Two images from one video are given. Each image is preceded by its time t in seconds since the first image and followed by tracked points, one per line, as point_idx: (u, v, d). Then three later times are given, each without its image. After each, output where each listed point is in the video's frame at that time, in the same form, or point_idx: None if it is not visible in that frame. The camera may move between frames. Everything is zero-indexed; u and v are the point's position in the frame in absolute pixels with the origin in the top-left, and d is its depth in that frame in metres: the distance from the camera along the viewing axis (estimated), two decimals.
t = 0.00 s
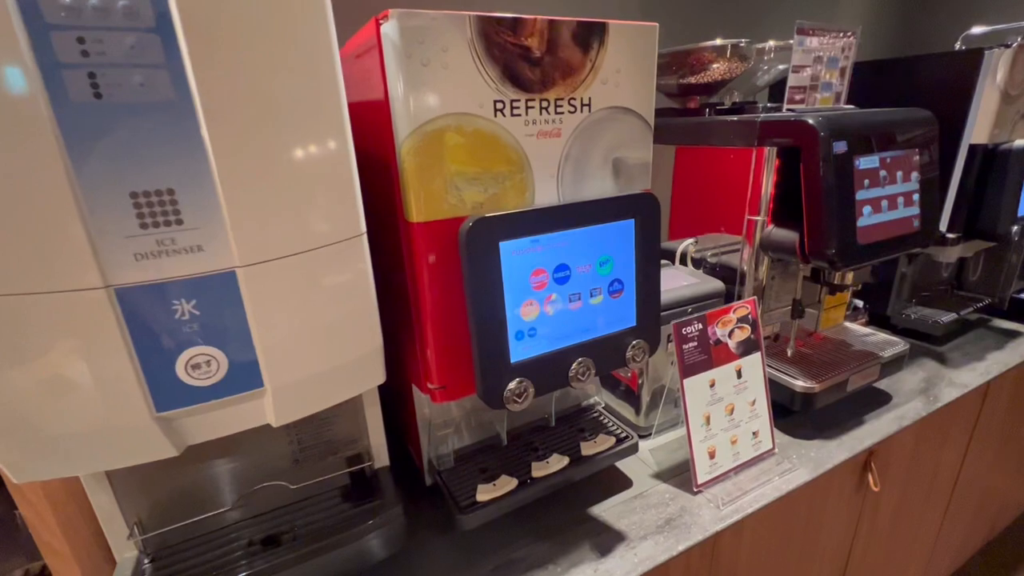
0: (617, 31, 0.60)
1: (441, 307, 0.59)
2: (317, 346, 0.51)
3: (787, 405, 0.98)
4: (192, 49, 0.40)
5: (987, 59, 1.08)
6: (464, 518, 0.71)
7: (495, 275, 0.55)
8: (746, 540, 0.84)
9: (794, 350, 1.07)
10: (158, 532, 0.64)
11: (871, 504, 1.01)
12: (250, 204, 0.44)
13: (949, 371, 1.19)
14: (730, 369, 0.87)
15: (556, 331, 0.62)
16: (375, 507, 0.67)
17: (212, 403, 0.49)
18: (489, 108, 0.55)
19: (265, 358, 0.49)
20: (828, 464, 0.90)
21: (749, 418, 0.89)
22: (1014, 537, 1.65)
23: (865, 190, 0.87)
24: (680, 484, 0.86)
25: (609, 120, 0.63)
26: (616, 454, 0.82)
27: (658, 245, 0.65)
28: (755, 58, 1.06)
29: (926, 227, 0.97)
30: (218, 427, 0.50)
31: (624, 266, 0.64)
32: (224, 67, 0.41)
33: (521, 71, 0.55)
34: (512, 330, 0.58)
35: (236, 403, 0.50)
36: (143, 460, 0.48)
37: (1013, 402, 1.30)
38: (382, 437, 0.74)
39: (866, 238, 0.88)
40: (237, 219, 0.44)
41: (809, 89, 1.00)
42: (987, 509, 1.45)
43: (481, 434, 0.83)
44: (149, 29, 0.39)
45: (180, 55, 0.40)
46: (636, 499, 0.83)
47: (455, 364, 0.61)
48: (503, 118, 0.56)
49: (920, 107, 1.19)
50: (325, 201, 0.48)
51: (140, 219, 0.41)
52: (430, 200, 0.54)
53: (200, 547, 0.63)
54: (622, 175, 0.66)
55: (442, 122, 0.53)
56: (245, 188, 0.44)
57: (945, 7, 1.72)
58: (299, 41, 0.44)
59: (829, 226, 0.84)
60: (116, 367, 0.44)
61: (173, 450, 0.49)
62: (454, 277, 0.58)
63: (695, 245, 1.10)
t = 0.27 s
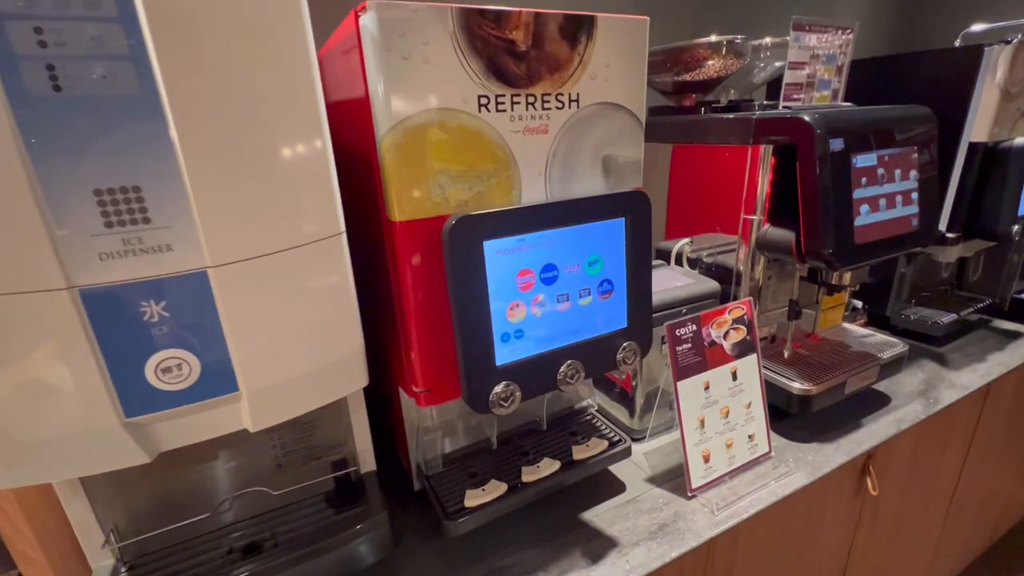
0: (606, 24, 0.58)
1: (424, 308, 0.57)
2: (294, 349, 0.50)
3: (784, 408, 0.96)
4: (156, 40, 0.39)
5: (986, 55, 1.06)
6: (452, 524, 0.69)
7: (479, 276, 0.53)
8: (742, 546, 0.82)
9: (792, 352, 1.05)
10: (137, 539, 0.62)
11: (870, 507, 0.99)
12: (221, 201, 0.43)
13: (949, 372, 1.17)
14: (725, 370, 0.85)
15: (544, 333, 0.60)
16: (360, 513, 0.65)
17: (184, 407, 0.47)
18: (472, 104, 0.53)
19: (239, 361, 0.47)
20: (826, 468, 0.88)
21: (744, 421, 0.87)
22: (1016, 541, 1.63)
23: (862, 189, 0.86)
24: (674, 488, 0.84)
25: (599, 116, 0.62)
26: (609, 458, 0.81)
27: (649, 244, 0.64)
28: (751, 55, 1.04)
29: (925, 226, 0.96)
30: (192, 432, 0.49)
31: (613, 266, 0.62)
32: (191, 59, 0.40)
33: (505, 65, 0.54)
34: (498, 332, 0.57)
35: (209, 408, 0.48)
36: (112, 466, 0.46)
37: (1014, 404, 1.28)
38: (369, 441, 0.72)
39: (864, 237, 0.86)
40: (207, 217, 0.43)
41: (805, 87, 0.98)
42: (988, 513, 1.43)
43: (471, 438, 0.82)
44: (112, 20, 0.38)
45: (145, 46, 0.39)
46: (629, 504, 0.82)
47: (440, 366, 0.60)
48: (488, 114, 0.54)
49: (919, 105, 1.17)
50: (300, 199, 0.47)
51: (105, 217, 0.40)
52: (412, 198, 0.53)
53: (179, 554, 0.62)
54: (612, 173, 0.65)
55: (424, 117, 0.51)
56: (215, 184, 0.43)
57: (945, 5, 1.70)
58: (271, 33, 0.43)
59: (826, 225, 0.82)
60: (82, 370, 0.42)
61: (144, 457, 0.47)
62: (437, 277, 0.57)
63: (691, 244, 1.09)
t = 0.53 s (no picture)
0: (593, 21, 0.57)
1: (408, 311, 0.56)
2: (272, 353, 0.49)
3: (778, 409, 0.95)
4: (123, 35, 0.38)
5: (980, 54, 1.05)
6: (440, 530, 0.68)
7: (463, 278, 0.52)
8: (736, 551, 0.81)
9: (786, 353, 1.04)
10: (115, 548, 0.61)
11: (865, 509, 0.98)
12: (193, 201, 0.42)
13: (944, 373, 1.16)
14: (718, 372, 0.84)
15: (531, 335, 0.59)
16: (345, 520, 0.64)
17: (159, 413, 0.46)
18: (456, 102, 0.52)
19: (215, 366, 0.46)
20: (820, 471, 0.87)
21: (738, 424, 0.86)
22: (1010, 541, 1.63)
23: (856, 188, 0.85)
24: (667, 492, 0.83)
25: (587, 114, 0.61)
26: (600, 461, 0.80)
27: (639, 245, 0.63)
28: (743, 53, 1.04)
29: (919, 226, 0.95)
30: (168, 439, 0.47)
31: (602, 267, 0.61)
32: (160, 54, 0.39)
33: (489, 63, 0.53)
34: (484, 335, 0.55)
35: (184, 414, 0.47)
36: (83, 475, 0.45)
37: (1009, 404, 1.28)
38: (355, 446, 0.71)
39: (858, 237, 0.86)
40: (178, 218, 0.42)
41: (797, 86, 0.97)
42: (984, 514, 1.43)
43: (460, 442, 0.80)
44: (77, 14, 0.37)
45: (111, 42, 0.38)
46: (622, 508, 0.81)
47: (425, 370, 0.59)
48: (472, 112, 0.53)
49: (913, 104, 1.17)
50: (278, 199, 0.46)
51: (72, 218, 0.39)
52: (395, 198, 0.52)
53: (158, 563, 0.60)
54: (601, 172, 0.64)
55: (406, 116, 0.50)
56: (187, 185, 0.42)
57: (938, 6, 1.71)
58: (244, 28, 0.42)
59: (819, 225, 0.82)
60: (50, 375, 0.41)
61: (118, 465, 0.46)
62: (422, 279, 0.55)
63: (684, 245, 1.08)
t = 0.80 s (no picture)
0: (578, 23, 0.57)
1: (393, 315, 0.55)
2: (253, 360, 0.48)
3: (769, 411, 0.95)
4: (95, 37, 0.37)
5: (967, 55, 1.06)
6: (428, 536, 0.67)
7: (448, 281, 0.52)
8: (727, 553, 0.80)
9: (777, 354, 1.04)
10: (97, 558, 0.60)
11: (856, 510, 0.98)
12: (169, 206, 0.41)
13: (934, 372, 1.17)
14: (709, 374, 0.84)
15: (518, 339, 0.58)
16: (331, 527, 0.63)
17: (138, 420, 0.45)
18: (441, 103, 0.52)
19: (194, 374, 0.45)
20: (811, 472, 0.87)
21: (729, 425, 0.86)
22: (1001, 538, 1.64)
23: (845, 189, 0.85)
24: (658, 495, 0.83)
25: (574, 116, 0.60)
26: (591, 465, 0.79)
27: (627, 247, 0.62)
28: (733, 54, 1.04)
29: (908, 226, 0.95)
30: (147, 447, 0.46)
31: (590, 270, 0.61)
32: (132, 56, 0.38)
33: (474, 64, 0.52)
34: (470, 339, 0.55)
35: (164, 422, 0.46)
36: (58, 485, 0.44)
37: (998, 403, 1.29)
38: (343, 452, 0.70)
39: (847, 238, 0.86)
40: (154, 223, 0.41)
41: (787, 87, 0.97)
42: (974, 512, 1.44)
43: (449, 446, 0.80)
44: (46, 15, 0.36)
45: (82, 43, 0.37)
46: (613, 511, 0.80)
47: (411, 375, 0.58)
48: (457, 114, 0.53)
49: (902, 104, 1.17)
50: (258, 203, 0.45)
51: (43, 224, 0.38)
52: (379, 200, 0.51)
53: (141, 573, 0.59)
54: (589, 174, 0.63)
55: (389, 117, 0.50)
56: (163, 188, 0.41)
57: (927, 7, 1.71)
58: (220, 29, 0.41)
59: (808, 226, 0.82)
60: (23, 384, 0.40)
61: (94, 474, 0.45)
62: (407, 283, 0.55)
63: (675, 246, 1.08)
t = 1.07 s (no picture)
0: (563, 26, 0.57)
1: (378, 321, 0.54)
2: (233, 369, 0.47)
3: (758, 412, 0.96)
4: (64, 41, 0.36)
5: (951, 57, 1.07)
6: (416, 543, 0.66)
7: (433, 287, 0.51)
8: (716, 554, 0.81)
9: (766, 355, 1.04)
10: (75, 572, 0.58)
11: (845, 509, 0.99)
12: (143, 213, 0.40)
13: (921, 371, 1.18)
14: (698, 376, 0.84)
15: (505, 344, 0.58)
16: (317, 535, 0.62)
17: (113, 431, 0.44)
18: (423, 107, 0.51)
19: (171, 383, 0.45)
20: (800, 472, 0.87)
21: (718, 427, 0.86)
22: (987, 534, 1.66)
23: (830, 191, 0.85)
24: (648, 497, 0.83)
25: (560, 119, 0.60)
26: (580, 468, 0.79)
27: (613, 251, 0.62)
28: (720, 56, 1.04)
29: (894, 227, 0.96)
30: (124, 459, 0.45)
31: (577, 274, 0.61)
32: (103, 60, 0.37)
33: (457, 67, 0.52)
34: (455, 344, 0.54)
35: (140, 433, 0.45)
36: (31, 499, 0.43)
37: (984, 400, 1.30)
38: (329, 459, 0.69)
39: (833, 239, 0.86)
40: (128, 230, 0.40)
41: (773, 88, 0.98)
42: (961, 508, 1.45)
43: (438, 451, 0.79)
44: (12, 18, 0.35)
45: (50, 45, 0.36)
46: (602, 515, 0.80)
47: (397, 381, 0.57)
48: (440, 117, 0.52)
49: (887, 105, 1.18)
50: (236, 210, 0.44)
51: (11, 232, 0.37)
52: (361, 206, 0.50)
53: None
54: (575, 177, 0.63)
55: (371, 122, 0.49)
56: (136, 195, 0.40)
57: (912, 9, 1.73)
58: (195, 33, 0.40)
59: (795, 227, 0.82)
60: None
61: (68, 487, 0.44)
62: (391, 289, 0.54)
63: (663, 248, 1.08)
